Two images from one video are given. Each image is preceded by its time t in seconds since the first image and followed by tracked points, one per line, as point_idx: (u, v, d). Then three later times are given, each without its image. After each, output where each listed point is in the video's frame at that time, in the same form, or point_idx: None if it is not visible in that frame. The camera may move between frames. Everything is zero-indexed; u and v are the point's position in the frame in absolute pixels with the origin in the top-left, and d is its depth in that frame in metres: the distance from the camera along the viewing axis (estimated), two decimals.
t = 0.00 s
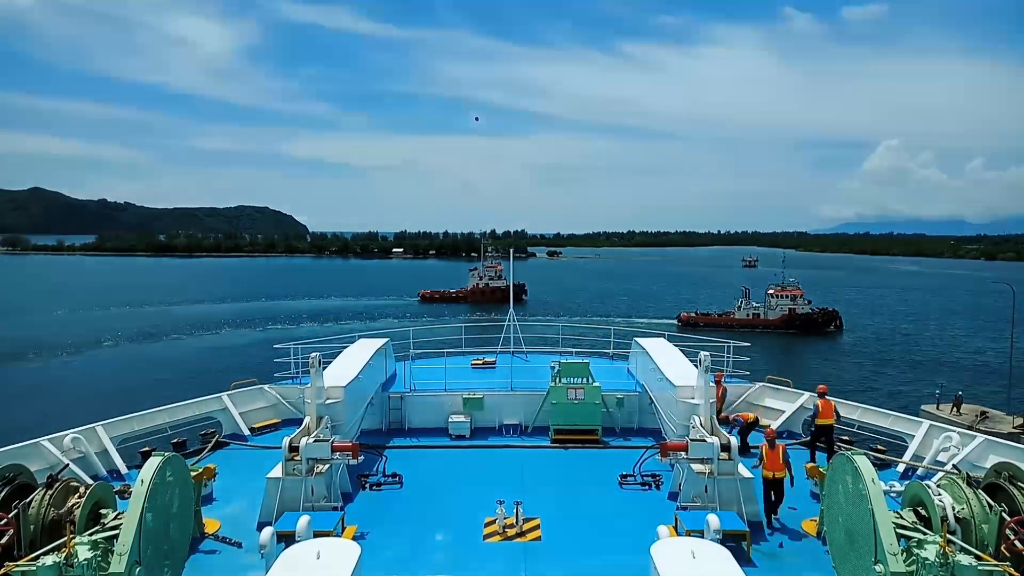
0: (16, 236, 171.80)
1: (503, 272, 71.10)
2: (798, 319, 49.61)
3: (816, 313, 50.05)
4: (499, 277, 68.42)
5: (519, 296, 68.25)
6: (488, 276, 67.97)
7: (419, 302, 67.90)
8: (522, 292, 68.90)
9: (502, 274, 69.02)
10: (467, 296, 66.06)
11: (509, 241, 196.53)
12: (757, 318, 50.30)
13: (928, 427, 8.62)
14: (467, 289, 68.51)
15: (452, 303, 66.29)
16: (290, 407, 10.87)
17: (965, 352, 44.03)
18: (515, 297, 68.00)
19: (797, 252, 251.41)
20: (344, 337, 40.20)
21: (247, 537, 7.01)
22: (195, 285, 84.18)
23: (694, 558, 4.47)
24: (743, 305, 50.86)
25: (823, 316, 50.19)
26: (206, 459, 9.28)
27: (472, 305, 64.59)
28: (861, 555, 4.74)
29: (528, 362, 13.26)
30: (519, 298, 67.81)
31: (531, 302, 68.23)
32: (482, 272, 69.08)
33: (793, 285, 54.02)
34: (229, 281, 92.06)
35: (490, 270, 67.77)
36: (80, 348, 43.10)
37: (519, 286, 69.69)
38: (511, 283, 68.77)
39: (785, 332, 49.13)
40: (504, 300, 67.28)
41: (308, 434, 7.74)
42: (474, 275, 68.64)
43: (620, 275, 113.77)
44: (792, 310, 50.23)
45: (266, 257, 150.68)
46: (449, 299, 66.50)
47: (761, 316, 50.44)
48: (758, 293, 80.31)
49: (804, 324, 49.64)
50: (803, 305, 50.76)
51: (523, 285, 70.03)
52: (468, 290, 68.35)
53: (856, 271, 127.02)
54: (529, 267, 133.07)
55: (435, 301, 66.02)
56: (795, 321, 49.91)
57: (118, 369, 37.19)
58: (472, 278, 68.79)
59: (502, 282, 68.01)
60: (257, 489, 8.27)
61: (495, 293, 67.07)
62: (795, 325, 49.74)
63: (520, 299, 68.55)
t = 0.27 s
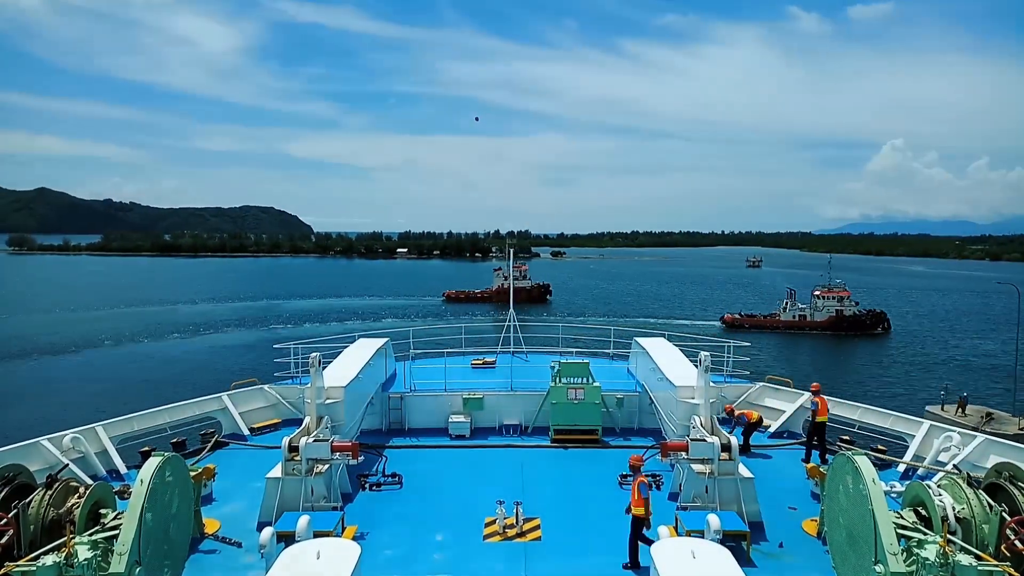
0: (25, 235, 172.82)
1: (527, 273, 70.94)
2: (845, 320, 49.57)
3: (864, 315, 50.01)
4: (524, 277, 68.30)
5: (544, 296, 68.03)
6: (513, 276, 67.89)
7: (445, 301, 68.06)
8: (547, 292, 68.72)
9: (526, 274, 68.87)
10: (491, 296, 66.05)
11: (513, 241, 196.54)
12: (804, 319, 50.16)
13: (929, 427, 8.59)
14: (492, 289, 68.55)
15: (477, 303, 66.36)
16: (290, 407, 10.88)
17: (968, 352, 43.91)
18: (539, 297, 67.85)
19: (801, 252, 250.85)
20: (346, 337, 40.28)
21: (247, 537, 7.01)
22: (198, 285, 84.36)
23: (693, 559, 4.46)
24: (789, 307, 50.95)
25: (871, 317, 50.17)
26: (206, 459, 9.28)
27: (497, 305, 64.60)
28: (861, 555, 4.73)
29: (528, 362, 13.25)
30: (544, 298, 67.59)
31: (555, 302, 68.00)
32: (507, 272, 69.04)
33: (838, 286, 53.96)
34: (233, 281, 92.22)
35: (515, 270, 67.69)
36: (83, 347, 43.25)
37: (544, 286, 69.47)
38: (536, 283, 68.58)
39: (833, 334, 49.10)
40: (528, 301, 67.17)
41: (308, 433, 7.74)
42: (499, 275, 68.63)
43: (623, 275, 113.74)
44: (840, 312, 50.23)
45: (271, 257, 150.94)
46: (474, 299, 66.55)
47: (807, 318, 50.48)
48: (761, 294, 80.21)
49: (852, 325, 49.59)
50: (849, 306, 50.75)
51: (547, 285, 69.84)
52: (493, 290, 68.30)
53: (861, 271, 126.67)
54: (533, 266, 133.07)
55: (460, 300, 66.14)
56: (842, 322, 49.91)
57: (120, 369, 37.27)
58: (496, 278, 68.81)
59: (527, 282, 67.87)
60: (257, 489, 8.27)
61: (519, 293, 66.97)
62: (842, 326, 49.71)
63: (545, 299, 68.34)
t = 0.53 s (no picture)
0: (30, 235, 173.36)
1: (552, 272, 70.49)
2: (895, 322, 49.25)
3: (914, 317, 49.72)
4: (549, 277, 67.89)
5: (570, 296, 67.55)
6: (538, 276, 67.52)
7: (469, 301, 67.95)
8: (572, 292, 68.22)
9: (552, 274, 68.42)
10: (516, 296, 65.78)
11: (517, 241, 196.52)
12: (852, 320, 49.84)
13: (929, 427, 8.59)
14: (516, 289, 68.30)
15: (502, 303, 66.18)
16: (290, 407, 10.88)
17: (972, 353, 43.80)
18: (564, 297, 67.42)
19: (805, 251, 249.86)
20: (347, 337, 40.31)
21: (247, 537, 7.01)
22: (201, 285, 84.47)
23: (693, 559, 4.47)
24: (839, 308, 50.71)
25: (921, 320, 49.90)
26: (206, 459, 9.29)
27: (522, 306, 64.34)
28: (861, 555, 4.72)
29: (528, 362, 13.25)
30: (570, 298, 67.11)
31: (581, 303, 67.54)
32: (532, 272, 68.69)
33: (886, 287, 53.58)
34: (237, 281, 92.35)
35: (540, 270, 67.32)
36: (86, 347, 43.33)
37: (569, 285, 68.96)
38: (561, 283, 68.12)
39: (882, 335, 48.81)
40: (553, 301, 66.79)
41: (308, 433, 7.74)
42: (523, 275, 68.33)
43: (627, 275, 113.69)
44: (890, 313, 49.91)
45: (275, 257, 151.08)
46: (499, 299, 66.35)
47: (856, 319, 50.17)
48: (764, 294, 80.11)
49: (901, 327, 49.27)
50: (899, 308, 50.33)
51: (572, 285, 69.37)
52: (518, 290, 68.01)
53: (866, 271, 126.35)
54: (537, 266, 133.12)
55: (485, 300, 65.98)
56: (892, 324, 49.59)
57: (123, 368, 37.33)
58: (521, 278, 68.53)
59: (553, 282, 67.45)
60: (257, 489, 8.27)
61: (545, 293, 66.60)
62: (892, 327, 49.39)
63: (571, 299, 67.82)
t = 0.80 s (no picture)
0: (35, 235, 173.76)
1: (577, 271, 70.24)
2: (947, 324, 48.66)
3: (966, 317, 49.04)
4: (575, 277, 67.76)
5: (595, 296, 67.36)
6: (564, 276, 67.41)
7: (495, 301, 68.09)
8: (598, 292, 68.00)
9: (577, 274, 68.20)
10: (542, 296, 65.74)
11: (520, 241, 196.56)
12: (904, 322, 49.48)
13: (929, 428, 8.59)
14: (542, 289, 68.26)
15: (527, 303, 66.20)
16: (289, 407, 10.88)
17: (974, 353, 43.72)
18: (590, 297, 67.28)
19: (809, 251, 249.24)
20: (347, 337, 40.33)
21: (247, 537, 7.00)
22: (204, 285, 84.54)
23: (693, 558, 4.47)
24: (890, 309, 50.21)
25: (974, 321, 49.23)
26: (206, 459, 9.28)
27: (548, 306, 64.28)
28: (861, 555, 4.72)
29: (528, 362, 13.24)
30: (596, 298, 66.93)
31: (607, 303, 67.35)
32: (558, 272, 68.54)
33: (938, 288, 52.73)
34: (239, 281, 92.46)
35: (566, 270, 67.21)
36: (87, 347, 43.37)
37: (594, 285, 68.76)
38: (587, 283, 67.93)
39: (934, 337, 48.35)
40: (579, 301, 66.65)
41: (308, 433, 7.74)
42: (549, 275, 68.24)
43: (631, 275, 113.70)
44: (941, 314, 49.27)
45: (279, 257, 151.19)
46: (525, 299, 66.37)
47: (907, 321, 49.63)
48: (768, 294, 80.04)
49: (953, 329, 48.69)
50: (951, 309, 49.56)
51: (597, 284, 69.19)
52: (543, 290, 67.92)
53: (870, 271, 126.07)
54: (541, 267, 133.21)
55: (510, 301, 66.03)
56: (944, 325, 49.02)
57: (126, 368, 37.37)
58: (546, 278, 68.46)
59: (578, 282, 67.25)
60: (257, 489, 8.26)
61: (571, 293, 66.45)
62: (943, 329, 48.84)
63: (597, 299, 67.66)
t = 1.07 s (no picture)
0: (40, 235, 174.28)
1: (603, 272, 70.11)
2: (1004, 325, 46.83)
3: None
4: (601, 278, 67.69)
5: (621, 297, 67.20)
6: (590, 276, 67.36)
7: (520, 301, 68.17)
8: (623, 293, 67.84)
9: (603, 275, 68.14)
10: (568, 296, 65.75)
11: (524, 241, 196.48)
12: (958, 323, 47.70)
13: (929, 428, 8.59)
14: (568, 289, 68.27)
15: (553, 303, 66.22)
16: (290, 407, 10.89)
17: (976, 351, 43.59)
18: (616, 298, 67.15)
19: (813, 251, 248.32)
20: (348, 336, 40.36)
21: (247, 537, 7.01)
22: (207, 285, 84.67)
23: (693, 558, 4.48)
24: (944, 310, 48.34)
25: None
26: (205, 459, 9.27)
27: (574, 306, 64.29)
28: (862, 555, 4.73)
29: (528, 362, 13.24)
30: (622, 299, 66.79)
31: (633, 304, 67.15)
32: (583, 272, 68.54)
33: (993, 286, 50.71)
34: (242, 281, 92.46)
35: (592, 270, 67.21)
36: (89, 346, 43.46)
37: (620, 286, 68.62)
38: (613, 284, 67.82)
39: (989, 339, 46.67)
40: (605, 301, 66.56)
41: (308, 433, 7.75)
42: (574, 275, 68.28)
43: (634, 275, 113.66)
44: (997, 316, 47.34)
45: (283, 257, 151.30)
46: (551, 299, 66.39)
47: (961, 323, 47.89)
48: (771, 294, 79.90)
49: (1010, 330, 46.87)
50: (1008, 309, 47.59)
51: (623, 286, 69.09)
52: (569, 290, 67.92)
53: (874, 271, 125.63)
54: (545, 267, 133.21)
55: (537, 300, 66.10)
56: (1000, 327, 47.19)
57: (128, 368, 37.41)
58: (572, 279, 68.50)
59: (604, 283, 67.18)
60: (257, 489, 8.27)
61: (597, 293, 66.41)
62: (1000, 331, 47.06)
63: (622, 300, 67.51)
